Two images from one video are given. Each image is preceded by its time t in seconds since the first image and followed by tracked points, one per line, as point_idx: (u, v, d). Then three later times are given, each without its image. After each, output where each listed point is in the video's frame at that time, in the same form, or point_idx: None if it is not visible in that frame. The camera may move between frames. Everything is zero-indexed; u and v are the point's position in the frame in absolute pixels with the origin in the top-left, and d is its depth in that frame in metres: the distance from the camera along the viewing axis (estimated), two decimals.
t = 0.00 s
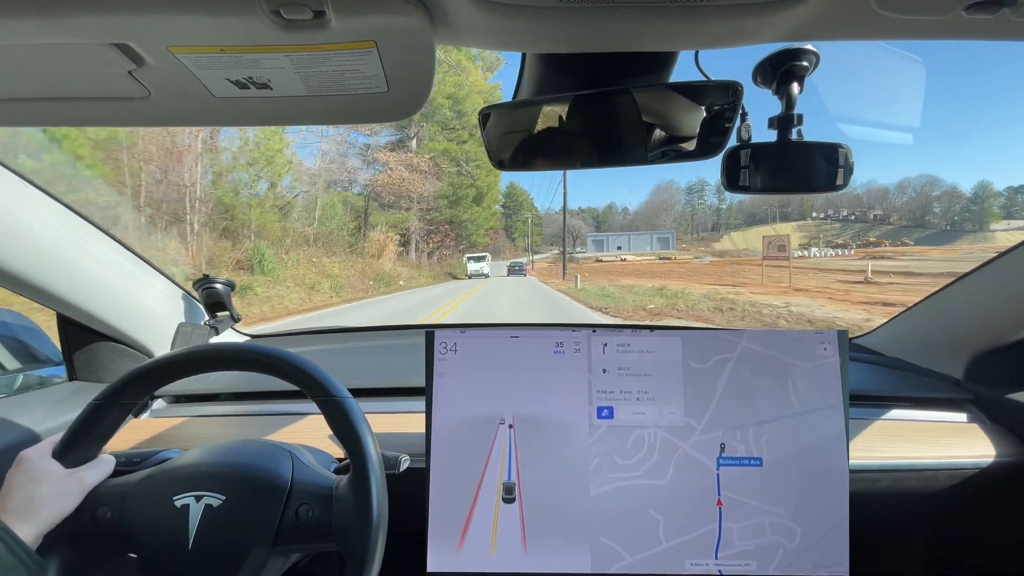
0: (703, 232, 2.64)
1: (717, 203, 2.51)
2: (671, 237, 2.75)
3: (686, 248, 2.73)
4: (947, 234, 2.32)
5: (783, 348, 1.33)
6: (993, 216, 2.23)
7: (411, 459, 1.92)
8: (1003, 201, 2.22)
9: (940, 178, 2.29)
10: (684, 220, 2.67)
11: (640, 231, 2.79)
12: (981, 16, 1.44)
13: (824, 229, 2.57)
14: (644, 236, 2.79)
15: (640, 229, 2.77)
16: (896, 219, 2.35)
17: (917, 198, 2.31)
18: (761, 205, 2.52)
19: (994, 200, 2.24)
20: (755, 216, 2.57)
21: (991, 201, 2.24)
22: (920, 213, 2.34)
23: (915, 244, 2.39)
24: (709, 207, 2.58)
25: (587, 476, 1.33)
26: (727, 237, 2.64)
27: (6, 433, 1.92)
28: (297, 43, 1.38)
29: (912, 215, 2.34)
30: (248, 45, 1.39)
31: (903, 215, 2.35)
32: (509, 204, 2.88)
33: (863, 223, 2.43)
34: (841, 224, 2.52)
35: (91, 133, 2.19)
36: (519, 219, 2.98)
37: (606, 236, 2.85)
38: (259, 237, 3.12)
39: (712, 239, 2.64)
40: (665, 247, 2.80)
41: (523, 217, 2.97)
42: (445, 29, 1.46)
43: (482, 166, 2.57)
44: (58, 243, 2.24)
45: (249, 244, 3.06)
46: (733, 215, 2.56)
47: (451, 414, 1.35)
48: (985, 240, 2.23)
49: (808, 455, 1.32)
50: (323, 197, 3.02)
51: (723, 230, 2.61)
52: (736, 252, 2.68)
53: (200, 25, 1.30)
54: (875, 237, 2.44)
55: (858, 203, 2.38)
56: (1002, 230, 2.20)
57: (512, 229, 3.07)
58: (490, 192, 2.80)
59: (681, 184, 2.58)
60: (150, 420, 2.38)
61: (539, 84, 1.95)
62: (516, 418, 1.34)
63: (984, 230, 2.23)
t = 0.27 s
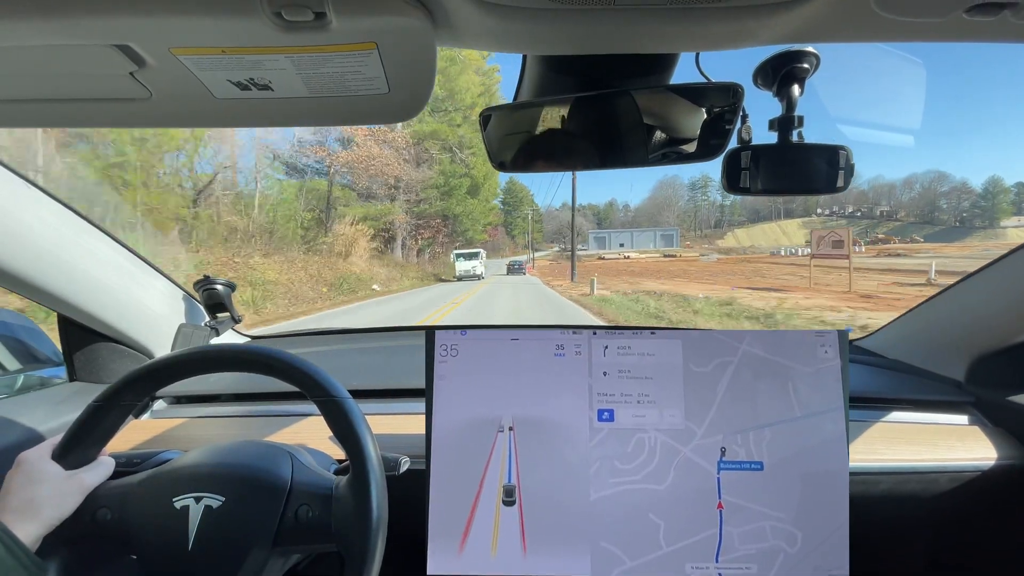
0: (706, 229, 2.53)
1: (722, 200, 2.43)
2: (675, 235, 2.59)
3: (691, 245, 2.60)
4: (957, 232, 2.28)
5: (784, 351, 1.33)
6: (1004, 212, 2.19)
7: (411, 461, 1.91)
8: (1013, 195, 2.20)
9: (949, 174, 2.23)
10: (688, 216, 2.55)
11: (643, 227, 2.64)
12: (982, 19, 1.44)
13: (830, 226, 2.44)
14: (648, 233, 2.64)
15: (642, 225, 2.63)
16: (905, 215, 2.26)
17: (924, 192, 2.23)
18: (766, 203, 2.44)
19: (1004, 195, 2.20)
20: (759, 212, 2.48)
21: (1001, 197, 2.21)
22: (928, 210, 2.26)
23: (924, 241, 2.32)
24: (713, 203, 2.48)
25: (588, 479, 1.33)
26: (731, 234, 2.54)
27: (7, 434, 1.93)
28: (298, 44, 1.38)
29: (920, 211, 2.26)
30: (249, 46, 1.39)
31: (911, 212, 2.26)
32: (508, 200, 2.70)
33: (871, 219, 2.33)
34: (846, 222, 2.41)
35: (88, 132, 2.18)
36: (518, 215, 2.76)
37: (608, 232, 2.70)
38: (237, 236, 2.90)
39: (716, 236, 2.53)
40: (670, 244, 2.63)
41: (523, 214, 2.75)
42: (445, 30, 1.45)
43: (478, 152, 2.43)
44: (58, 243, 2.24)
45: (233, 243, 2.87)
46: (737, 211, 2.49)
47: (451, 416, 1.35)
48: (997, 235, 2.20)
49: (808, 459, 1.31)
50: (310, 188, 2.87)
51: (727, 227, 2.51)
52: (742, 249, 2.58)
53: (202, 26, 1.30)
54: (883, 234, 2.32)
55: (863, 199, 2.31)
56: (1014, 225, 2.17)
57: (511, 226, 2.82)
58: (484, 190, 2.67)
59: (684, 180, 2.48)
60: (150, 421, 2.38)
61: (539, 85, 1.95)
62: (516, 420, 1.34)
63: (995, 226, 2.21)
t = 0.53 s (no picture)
0: (711, 226, 2.52)
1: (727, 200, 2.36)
2: (679, 231, 2.62)
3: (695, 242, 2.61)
4: (969, 228, 2.21)
5: (783, 355, 1.34)
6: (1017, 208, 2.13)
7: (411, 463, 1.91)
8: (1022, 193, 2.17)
9: (958, 170, 2.23)
10: (689, 213, 2.57)
11: (646, 226, 2.68)
12: (981, 21, 1.44)
13: (835, 223, 2.44)
14: (651, 230, 2.68)
15: (645, 224, 2.67)
16: (912, 211, 2.22)
17: (932, 188, 2.22)
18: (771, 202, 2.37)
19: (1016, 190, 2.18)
20: (764, 210, 2.42)
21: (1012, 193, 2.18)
22: (937, 206, 2.22)
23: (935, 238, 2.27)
24: (717, 200, 2.42)
25: (587, 482, 1.33)
26: (735, 232, 2.53)
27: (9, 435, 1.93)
28: (299, 47, 1.38)
29: (929, 207, 2.22)
30: (250, 48, 1.39)
31: (920, 208, 2.22)
32: (509, 197, 2.75)
33: (877, 216, 2.29)
34: (854, 217, 2.40)
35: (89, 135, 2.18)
36: (519, 213, 2.84)
37: (609, 229, 2.72)
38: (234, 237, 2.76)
39: (720, 233, 2.53)
40: (673, 242, 2.66)
41: (524, 210, 2.81)
42: (446, 32, 1.46)
43: (473, 136, 2.32)
44: (59, 246, 2.25)
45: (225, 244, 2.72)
46: (743, 208, 2.40)
47: (452, 419, 1.35)
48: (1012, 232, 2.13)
49: (808, 463, 1.31)
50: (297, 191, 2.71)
51: (729, 225, 2.50)
52: (748, 247, 2.56)
53: (203, 28, 1.30)
54: (893, 231, 2.27)
55: (870, 196, 2.28)
56: None
57: (511, 222, 2.90)
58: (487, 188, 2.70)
59: (688, 177, 2.45)
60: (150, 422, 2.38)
61: (540, 88, 1.94)
62: (515, 423, 1.34)
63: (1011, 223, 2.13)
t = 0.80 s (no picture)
0: (715, 223, 2.47)
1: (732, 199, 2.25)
2: (684, 229, 2.55)
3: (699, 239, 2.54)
4: (981, 224, 2.24)
5: (783, 359, 1.34)
6: None
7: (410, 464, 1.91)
8: None
9: (970, 165, 2.20)
10: (694, 210, 2.48)
11: (652, 222, 2.58)
12: (981, 26, 1.45)
13: (844, 219, 2.41)
14: (656, 227, 2.58)
15: (650, 219, 2.56)
16: (924, 207, 2.26)
17: (942, 184, 2.22)
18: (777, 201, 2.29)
19: None
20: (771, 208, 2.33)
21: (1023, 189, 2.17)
22: (948, 203, 2.25)
23: (949, 233, 2.30)
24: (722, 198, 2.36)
25: (587, 486, 1.33)
26: (739, 228, 2.50)
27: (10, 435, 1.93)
28: (302, 49, 1.39)
29: (940, 204, 2.25)
30: (253, 50, 1.40)
31: (929, 204, 2.26)
32: (510, 193, 2.70)
33: (885, 213, 2.28)
34: (861, 215, 2.35)
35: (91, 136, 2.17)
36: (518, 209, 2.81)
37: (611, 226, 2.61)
38: (240, 230, 2.83)
39: (724, 229, 2.49)
40: (678, 239, 2.58)
41: (524, 206, 2.77)
42: (449, 35, 1.46)
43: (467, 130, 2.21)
44: (61, 246, 2.25)
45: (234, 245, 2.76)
46: (747, 206, 2.27)
47: (452, 421, 1.35)
48: None
49: (808, 468, 1.31)
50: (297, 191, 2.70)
51: (735, 222, 2.45)
52: (755, 243, 2.56)
53: (207, 30, 1.31)
54: (903, 227, 2.34)
55: (877, 192, 2.25)
56: None
57: (511, 218, 2.87)
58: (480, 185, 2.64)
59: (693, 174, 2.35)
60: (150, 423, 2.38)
61: (541, 90, 1.95)
62: (515, 425, 1.34)
63: None
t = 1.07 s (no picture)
0: (721, 220, 2.45)
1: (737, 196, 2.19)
2: (691, 226, 2.44)
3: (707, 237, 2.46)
4: (993, 222, 2.18)
5: (781, 361, 1.34)
6: None
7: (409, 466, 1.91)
8: None
9: (982, 162, 2.13)
10: (699, 207, 2.43)
11: (660, 220, 2.42)
12: (978, 26, 1.45)
13: (851, 218, 2.33)
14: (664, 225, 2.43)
15: (656, 217, 2.39)
16: (933, 205, 2.23)
17: (951, 181, 2.18)
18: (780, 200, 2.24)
19: None
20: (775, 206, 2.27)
21: None
22: (958, 199, 2.20)
23: (964, 233, 2.22)
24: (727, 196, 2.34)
25: (585, 488, 1.33)
26: (745, 226, 2.46)
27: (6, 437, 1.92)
28: (298, 49, 1.38)
29: (950, 201, 2.21)
30: (249, 50, 1.39)
31: (940, 201, 2.22)
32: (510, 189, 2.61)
33: (893, 211, 2.26)
34: (870, 213, 2.30)
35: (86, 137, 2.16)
36: (519, 204, 2.86)
37: (613, 224, 2.55)
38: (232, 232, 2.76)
39: (729, 228, 2.47)
40: (685, 237, 2.45)
41: (527, 201, 2.81)
42: (445, 35, 1.46)
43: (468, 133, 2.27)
44: (56, 249, 2.25)
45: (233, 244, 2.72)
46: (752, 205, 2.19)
47: (449, 422, 1.35)
48: None
49: (806, 471, 1.31)
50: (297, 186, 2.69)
51: (740, 218, 2.43)
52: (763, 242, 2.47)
53: (203, 30, 1.30)
54: (914, 225, 2.29)
55: (885, 190, 2.22)
56: None
57: (513, 213, 2.94)
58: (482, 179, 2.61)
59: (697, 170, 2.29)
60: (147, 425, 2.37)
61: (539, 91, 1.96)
62: (513, 427, 1.34)
63: None
